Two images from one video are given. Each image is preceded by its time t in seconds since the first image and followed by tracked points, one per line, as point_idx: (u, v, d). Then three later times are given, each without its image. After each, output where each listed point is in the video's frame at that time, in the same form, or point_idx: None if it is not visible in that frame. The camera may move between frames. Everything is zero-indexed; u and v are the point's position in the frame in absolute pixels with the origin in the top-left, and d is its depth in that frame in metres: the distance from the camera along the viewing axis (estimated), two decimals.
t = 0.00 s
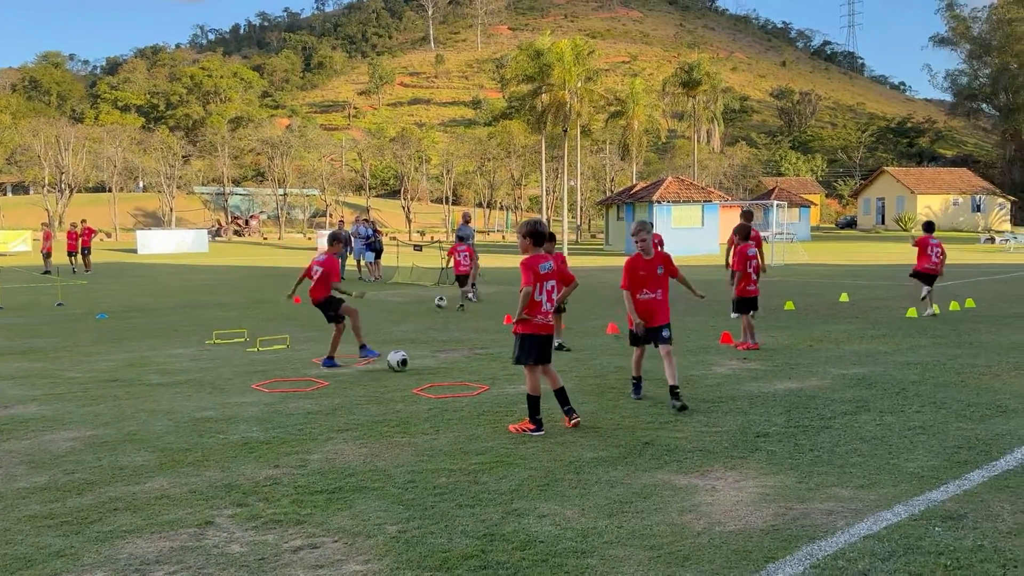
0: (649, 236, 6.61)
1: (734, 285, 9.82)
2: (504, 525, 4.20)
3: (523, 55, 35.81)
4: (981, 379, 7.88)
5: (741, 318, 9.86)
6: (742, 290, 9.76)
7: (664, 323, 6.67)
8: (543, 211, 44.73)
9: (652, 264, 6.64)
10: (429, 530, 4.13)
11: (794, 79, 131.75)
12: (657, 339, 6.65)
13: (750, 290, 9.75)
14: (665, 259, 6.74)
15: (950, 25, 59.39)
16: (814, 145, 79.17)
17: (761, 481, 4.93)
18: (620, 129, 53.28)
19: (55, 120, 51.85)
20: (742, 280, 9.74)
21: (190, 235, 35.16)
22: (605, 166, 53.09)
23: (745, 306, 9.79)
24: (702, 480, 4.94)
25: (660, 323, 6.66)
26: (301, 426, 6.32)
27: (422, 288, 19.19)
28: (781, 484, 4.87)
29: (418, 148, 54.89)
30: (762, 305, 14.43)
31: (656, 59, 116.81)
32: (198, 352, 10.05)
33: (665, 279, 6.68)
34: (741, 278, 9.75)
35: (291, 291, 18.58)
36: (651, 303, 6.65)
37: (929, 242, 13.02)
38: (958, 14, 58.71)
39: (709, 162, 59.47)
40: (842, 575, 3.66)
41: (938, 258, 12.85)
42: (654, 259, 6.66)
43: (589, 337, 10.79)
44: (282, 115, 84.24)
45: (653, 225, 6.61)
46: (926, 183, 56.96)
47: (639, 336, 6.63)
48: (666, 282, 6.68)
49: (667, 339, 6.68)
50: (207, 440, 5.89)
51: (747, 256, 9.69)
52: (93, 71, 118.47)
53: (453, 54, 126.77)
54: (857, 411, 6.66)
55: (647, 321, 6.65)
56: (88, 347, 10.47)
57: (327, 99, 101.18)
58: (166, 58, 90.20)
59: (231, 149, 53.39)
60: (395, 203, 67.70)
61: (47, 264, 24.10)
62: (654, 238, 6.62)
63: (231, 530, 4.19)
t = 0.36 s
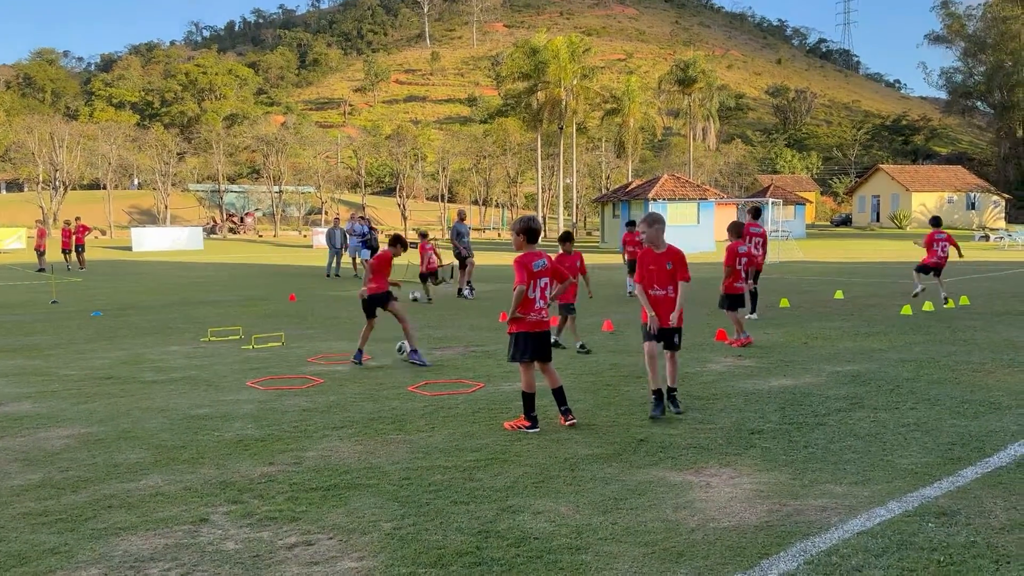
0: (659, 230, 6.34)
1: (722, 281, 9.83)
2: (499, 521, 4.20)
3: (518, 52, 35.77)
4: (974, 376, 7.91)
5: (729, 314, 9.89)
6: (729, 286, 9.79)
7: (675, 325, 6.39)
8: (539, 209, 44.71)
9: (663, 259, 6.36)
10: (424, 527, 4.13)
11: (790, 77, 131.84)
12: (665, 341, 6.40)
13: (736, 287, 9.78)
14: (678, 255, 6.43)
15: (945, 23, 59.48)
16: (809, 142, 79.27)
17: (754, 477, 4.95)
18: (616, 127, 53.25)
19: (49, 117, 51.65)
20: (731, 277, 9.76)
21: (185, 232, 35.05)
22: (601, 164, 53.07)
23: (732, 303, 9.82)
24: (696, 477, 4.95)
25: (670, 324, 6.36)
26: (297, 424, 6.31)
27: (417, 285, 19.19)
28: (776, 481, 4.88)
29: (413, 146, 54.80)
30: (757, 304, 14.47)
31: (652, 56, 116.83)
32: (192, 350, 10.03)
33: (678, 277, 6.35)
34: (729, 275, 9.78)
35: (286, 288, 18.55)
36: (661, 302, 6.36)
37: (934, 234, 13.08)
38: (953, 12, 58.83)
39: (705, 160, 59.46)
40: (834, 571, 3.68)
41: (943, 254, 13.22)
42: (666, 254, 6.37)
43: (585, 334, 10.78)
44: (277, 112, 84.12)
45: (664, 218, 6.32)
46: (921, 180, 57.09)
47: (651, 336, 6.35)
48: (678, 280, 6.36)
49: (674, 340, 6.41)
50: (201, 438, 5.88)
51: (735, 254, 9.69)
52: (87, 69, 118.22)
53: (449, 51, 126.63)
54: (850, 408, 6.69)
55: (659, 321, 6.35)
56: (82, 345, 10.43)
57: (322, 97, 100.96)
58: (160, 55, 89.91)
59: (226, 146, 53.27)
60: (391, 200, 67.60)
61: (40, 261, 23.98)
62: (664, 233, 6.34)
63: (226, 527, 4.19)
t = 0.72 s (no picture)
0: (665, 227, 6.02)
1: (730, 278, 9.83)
2: (507, 517, 4.20)
3: (528, 48, 35.72)
4: (986, 373, 7.86)
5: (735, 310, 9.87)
6: (738, 283, 9.78)
7: (682, 328, 6.04)
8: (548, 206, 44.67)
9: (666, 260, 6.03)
10: (432, 523, 4.14)
11: (801, 72, 131.16)
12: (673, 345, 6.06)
13: (745, 284, 9.77)
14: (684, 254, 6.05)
15: (957, 17, 58.95)
16: (820, 138, 78.85)
17: (764, 474, 4.93)
18: (625, 122, 53.11)
19: (61, 113, 51.93)
20: (739, 274, 9.74)
21: (196, 228, 35.17)
22: (611, 159, 52.99)
23: (739, 300, 9.83)
24: (706, 474, 4.94)
25: (671, 327, 6.02)
26: (306, 420, 6.33)
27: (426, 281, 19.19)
28: (785, 478, 4.86)
29: (423, 142, 54.79)
30: (767, 300, 14.42)
31: (662, 52, 116.47)
32: (203, 346, 10.08)
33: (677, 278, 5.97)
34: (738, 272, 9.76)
35: (296, 284, 18.60)
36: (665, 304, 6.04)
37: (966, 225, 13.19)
38: (966, 7, 58.32)
39: (715, 155, 59.25)
40: (845, 569, 3.66)
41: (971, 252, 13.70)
42: (669, 253, 6.04)
43: (594, 331, 10.75)
44: (287, 108, 84.31)
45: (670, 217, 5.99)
46: (932, 176, 56.73)
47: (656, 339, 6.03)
48: (679, 282, 5.95)
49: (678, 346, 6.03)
50: (212, 433, 5.91)
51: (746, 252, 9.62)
52: (98, 65, 118.81)
53: (459, 47, 126.63)
54: (861, 405, 6.65)
55: (663, 324, 6.03)
56: (93, 341, 10.49)
57: (332, 93, 101.17)
58: (171, 52, 90.26)
59: (236, 143, 53.44)
60: (400, 196, 67.67)
61: (51, 257, 24.14)
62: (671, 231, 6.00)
63: (236, 522, 4.21)
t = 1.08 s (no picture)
0: (688, 227, 5.55)
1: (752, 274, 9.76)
2: (528, 513, 4.21)
3: (550, 43, 35.71)
4: (1014, 371, 7.75)
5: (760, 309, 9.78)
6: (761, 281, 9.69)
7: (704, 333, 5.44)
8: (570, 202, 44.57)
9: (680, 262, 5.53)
10: (454, 517, 4.16)
11: (826, 66, 129.78)
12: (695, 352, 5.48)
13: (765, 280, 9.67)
14: (702, 254, 5.48)
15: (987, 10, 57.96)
16: (845, 133, 78.01)
17: (788, 471, 4.90)
18: (648, 118, 52.84)
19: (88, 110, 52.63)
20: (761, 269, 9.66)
21: (222, 224, 35.48)
22: (633, 155, 52.77)
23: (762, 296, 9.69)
24: (727, 470, 4.92)
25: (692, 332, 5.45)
26: (328, 413, 6.38)
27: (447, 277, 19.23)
28: (808, 476, 4.83)
29: (445, 137, 54.86)
30: (792, 297, 14.29)
31: (685, 46, 115.78)
32: (227, 340, 10.17)
33: (686, 280, 5.44)
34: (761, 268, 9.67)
35: (320, 279, 18.73)
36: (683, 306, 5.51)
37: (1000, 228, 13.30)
38: None
39: (739, 150, 58.81)
40: (869, 568, 3.62)
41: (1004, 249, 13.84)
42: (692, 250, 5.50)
43: (616, 328, 10.69)
44: (310, 105, 84.83)
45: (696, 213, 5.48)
46: (960, 172, 55.92)
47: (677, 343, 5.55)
48: (685, 285, 5.43)
49: (695, 356, 5.42)
50: (236, 426, 5.97)
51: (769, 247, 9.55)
52: (125, 63, 120.23)
53: (481, 43, 126.71)
54: (887, 402, 6.58)
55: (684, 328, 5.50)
56: (120, 335, 10.63)
57: (355, 89, 101.66)
58: (197, 49, 91.20)
59: (261, 139, 53.88)
60: (422, 192, 67.89)
61: (79, 252, 24.45)
62: (695, 229, 5.49)
63: (261, 514, 4.26)
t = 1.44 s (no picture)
0: (735, 219, 5.43)
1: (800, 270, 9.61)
2: (568, 508, 4.21)
3: (590, 36, 35.52)
4: None
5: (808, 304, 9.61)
6: (808, 276, 9.54)
7: (757, 331, 5.34)
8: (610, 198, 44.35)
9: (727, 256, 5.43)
10: (493, 511, 4.18)
11: (872, 58, 127.11)
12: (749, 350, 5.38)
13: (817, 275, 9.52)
14: (753, 248, 5.36)
15: None
16: (892, 126, 76.35)
17: (832, 471, 4.82)
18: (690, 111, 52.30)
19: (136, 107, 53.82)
20: (806, 267, 9.51)
21: (265, 219, 36.06)
22: (674, 149, 52.29)
23: (814, 294, 9.54)
24: (770, 469, 4.85)
25: (745, 329, 5.35)
26: (369, 406, 6.45)
27: (487, 272, 19.29)
28: (854, 475, 4.74)
29: (484, 132, 54.94)
30: (837, 293, 14.04)
31: (728, 39, 114.34)
32: (271, 333, 10.35)
33: (734, 275, 5.35)
34: (805, 264, 9.51)
35: (361, 274, 18.93)
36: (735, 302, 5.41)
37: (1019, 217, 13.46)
38: None
39: (782, 144, 57.91)
40: (915, 568, 3.56)
41: None
42: (742, 243, 5.39)
43: (657, 324, 10.62)
44: (352, 101, 85.64)
45: (746, 205, 5.36)
46: (1012, 165, 54.40)
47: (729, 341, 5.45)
48: (730, 281, 5.36)
49: (747, 354, 5.32)
50: (280, 418, 6.07)
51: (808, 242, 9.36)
52: (172, 60, 122.66)
53: (521, 37, 126.56)
54: (935, 401, 6.45)
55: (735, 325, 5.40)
56: (168, 327, 10.88)
57: (396, 85, 102.30)
58: (241, 46, 92.55)
59: (303, 135, 54.54)
60: (462, 187, 68.13)
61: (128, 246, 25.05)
62: (744, 222, 5.37)
63: (304, 504, 4.32)
